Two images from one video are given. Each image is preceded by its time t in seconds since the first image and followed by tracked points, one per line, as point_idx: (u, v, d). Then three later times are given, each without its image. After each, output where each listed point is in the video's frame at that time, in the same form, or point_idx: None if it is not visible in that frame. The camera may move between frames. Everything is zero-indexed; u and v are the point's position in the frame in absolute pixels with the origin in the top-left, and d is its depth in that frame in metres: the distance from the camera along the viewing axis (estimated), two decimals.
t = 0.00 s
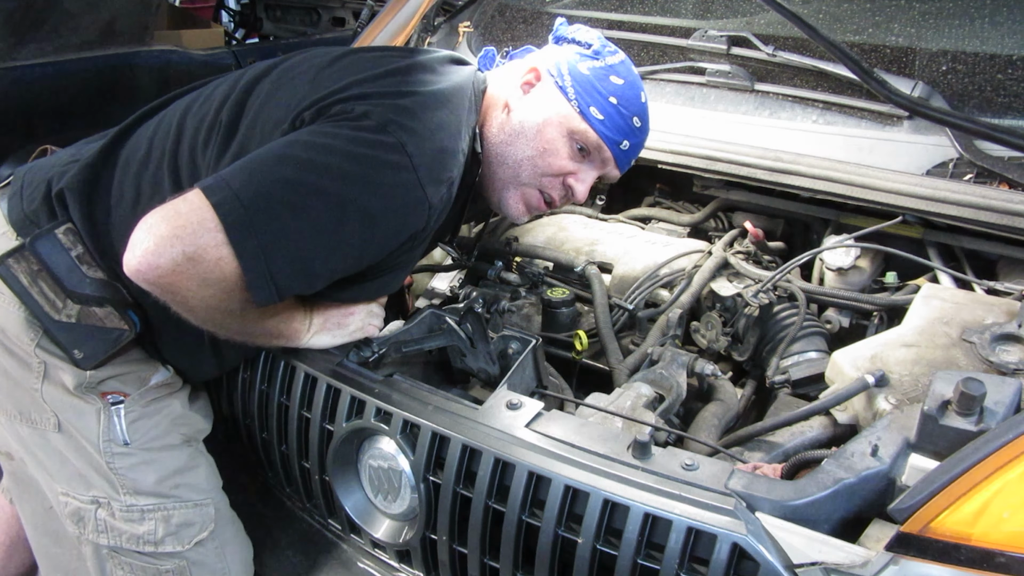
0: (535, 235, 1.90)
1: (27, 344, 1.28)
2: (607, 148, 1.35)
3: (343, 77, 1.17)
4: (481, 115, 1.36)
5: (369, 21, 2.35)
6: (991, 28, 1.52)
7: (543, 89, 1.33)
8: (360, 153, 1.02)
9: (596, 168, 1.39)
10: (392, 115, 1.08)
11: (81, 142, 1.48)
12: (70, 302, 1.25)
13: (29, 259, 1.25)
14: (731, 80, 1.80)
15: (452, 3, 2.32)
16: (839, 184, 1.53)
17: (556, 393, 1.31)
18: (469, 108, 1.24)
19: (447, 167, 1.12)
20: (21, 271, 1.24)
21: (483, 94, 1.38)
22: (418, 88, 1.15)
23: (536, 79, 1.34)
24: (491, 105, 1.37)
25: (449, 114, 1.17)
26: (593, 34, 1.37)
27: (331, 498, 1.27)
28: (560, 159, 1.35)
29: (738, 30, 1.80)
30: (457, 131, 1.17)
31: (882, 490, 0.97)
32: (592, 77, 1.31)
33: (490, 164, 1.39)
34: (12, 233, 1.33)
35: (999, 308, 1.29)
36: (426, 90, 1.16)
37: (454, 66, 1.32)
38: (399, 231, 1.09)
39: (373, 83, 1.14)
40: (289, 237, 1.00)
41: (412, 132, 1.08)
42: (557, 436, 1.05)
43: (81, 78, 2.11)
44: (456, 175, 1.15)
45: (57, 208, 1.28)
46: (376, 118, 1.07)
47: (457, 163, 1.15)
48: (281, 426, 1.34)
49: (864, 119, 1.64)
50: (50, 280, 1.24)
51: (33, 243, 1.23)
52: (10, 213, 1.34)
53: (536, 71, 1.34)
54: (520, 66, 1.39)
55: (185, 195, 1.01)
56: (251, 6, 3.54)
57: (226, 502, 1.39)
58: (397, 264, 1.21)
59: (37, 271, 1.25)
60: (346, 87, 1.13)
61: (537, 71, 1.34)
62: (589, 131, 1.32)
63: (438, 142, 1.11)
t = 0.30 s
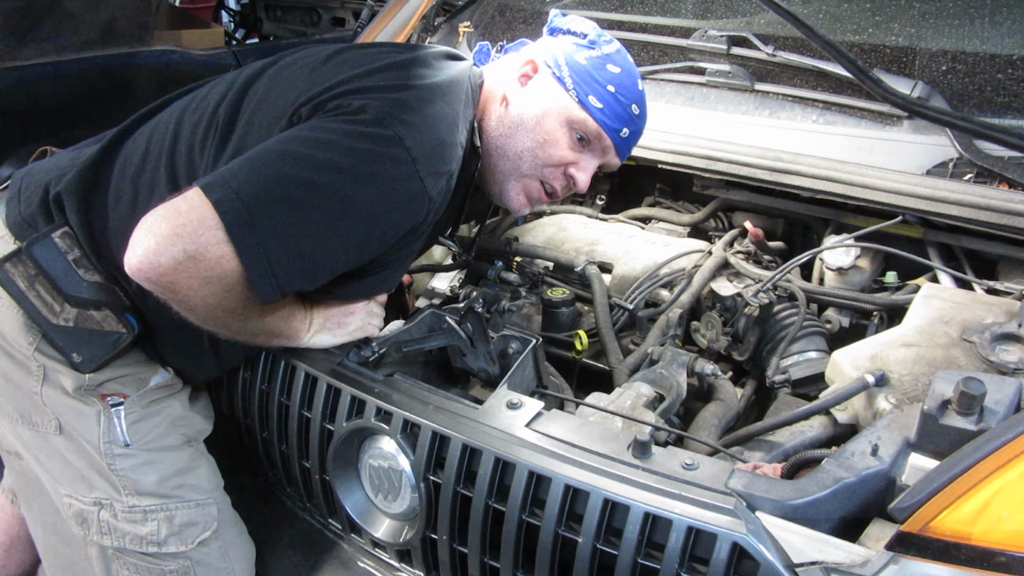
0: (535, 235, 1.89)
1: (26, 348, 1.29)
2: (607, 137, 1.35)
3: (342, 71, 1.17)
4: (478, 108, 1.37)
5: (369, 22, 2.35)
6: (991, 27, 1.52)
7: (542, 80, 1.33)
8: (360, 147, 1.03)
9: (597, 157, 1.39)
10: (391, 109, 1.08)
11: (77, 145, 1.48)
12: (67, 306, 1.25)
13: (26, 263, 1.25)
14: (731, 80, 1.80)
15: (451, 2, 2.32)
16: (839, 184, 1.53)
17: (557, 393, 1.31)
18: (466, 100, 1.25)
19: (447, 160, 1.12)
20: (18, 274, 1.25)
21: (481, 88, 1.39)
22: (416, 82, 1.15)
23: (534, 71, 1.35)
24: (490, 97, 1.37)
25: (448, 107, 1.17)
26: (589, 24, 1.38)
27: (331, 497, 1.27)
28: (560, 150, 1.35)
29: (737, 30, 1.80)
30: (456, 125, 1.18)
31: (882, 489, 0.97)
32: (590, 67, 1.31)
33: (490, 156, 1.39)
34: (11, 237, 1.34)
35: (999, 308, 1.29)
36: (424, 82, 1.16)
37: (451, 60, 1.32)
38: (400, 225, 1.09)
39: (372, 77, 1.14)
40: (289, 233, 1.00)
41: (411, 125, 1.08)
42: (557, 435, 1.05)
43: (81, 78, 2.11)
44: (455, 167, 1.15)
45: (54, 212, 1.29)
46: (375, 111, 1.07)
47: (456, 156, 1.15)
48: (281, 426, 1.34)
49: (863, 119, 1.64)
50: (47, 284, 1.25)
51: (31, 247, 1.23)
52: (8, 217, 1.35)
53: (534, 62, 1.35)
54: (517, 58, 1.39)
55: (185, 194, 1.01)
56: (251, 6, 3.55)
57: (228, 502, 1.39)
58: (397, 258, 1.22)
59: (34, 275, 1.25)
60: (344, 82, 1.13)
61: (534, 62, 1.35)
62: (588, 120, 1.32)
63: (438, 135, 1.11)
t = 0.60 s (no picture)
0: (535, 235, 1.89)
1: (22, 351, 1.28)
2: (611, 140, 1.35)
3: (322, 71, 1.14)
4: (472, 109, 1.34)
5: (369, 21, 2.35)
6: (991, 27, 1.51)
7: (543, 85, 1.29)
8: (340, 149, 1.02)
9: (597, 156, 1.41)
10: (371, 109, 1.06)
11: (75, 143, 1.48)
12: (61, 308, 1.24)
13: (19, 267, 1.24)
14: (731, 80, 1.80)
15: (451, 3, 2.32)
16: (839, 184, 1.53)
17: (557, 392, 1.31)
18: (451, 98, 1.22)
19: (431, 156, 1.11)
20: (11, 278, 1.24)
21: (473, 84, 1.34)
22: (398, 77, 1.13)
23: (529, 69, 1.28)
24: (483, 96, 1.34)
25: (433, 104, 1.15)
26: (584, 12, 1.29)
27: (331, 497, 1.27)
28: (563, 157, 1.36)
29: (737, 30, 1.80)
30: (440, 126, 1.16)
31: (883, 489, 0.97)
32: (591, 71, 1.26)
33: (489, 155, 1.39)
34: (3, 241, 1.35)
35: (999, 307, 1.29)
36: (407, 77, 1.14)
37: (442, 51, 1.31)
38: (386, 225, 1.09)
39: (352, 76, 1.13)
40: (272, 239, 1.01)
41: (394, 124, 1.07)
42: (557, 434, 1.05)
43: (81, 78, 2.11)
44: (441, 163, 1.14)
45: (46, 215, 1.28)
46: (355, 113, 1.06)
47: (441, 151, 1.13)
48: (281, 426, 1.34)
49: (864, 119, 1.64)
50: (41, 286, 1.24)
51: (22, 251, 1.22)
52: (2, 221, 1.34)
53: (530, 64, 1.28)
54: (509, 50, 1.33)
55: (165, 205, 1.02)
56: (251, 6, 3.55)
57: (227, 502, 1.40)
58: (386, 257, 1.21)
59: (28, 278, 1.24)
60: (325, 78, 1.12)
61: (532, 65, 1.28)
62: (591, 124, 1.31)
63: (422, 134, 1.10)
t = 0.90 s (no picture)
0: (535, 234, 1.88)
1: (21, 353, 1.28)
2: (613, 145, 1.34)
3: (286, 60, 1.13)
4: (475, 126, 1.18)
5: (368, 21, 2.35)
6: (991, 27, 1.52)
7: (558, 113, 1.16)
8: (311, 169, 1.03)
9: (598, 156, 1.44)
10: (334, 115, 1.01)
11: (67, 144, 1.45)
12: (61, 310, 1.24)
13: (17, 268, 1.25)
14: (731, 80, 1.81)
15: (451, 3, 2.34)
16: (839, 184, 1.54)
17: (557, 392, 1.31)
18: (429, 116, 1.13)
19: (420, 164, 1.10)
20: (10, 280, 1.25)
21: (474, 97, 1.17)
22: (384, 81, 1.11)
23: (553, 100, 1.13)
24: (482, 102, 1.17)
25: (424, 105, 1.11)
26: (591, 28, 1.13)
27: (332, 496, 1.27)
28: (573, 166, 1.36)
29: (738, 30, 1.80)
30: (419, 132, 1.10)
31: (883, 489, 0.97)
32: (606, 98, 1.17)
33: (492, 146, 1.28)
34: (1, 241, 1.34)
35: (1000, 307, 1.29)
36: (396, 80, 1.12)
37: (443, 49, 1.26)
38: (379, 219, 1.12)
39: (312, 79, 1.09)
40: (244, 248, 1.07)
41: (381, 137, 1.04)
42: (557, 433, 1.05)
43: (81, 79, 2.12)
44: (433, 170, 1.13)
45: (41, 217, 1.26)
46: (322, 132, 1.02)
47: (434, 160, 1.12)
48: (281, 426, 1.34)
49: (864, 119, 1.62)
50: (40, 287, 1.25)
51: (22, 252, 1.24)
52: None
53: (548, 94, 1.12)
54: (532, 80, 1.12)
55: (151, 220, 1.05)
56: (251, 6, 3.54)
57: (227, 502, 1.40)
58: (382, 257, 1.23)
59: (26, 279, 1.25)
60: (314, 82, 1.09)
61: (549, 93, 1.12)
62: (600, 139, 1.27)
63: (385, 140, 1.05)
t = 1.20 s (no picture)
0: (536, 232, 1.87)
1: (11, 353, 1.27)
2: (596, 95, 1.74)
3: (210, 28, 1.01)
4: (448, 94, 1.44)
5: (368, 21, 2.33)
6: (991, 26, 1.52)
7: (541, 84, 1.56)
8: (298, 169, 1.31)
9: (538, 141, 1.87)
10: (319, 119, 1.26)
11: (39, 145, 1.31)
12: (44, 312, 1.18)
13: None
14: (731, 78, 1.81)
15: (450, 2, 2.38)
16: (840, 182, 1.53)
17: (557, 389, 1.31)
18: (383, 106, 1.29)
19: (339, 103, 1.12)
20: None
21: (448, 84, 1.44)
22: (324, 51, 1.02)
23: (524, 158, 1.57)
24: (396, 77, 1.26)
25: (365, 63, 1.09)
26: None
27: (331, 494, 1.27)
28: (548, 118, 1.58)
29: (738, 29, 1.82)
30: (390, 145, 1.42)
31: (884, 485, 0.97)
32: (589, 63, 1.65)
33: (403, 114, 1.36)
34: None
35: (1000, 305, 1.29)
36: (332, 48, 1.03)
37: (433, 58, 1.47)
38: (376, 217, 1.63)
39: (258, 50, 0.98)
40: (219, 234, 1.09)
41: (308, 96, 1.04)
42: (557, 430, 1.05)
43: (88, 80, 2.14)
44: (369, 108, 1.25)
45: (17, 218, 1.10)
46: (273, 123, 1.14)
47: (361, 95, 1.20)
48: (281, 424, 1.34)
49: (863, 118, 1.61)
50: (24, 290, 1.18)
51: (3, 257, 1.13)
52: None
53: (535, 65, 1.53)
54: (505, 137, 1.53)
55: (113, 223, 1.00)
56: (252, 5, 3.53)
57: (223, 500, 1.42)
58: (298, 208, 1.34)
59: (10, 282, 1.18)
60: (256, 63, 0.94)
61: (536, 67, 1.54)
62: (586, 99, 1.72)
63: (385, 142, 1.41)
